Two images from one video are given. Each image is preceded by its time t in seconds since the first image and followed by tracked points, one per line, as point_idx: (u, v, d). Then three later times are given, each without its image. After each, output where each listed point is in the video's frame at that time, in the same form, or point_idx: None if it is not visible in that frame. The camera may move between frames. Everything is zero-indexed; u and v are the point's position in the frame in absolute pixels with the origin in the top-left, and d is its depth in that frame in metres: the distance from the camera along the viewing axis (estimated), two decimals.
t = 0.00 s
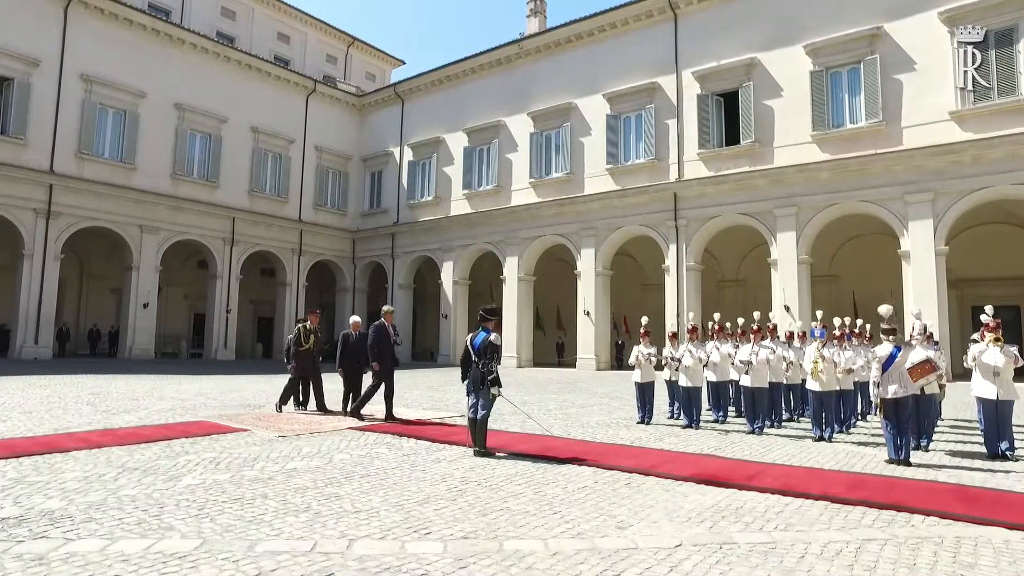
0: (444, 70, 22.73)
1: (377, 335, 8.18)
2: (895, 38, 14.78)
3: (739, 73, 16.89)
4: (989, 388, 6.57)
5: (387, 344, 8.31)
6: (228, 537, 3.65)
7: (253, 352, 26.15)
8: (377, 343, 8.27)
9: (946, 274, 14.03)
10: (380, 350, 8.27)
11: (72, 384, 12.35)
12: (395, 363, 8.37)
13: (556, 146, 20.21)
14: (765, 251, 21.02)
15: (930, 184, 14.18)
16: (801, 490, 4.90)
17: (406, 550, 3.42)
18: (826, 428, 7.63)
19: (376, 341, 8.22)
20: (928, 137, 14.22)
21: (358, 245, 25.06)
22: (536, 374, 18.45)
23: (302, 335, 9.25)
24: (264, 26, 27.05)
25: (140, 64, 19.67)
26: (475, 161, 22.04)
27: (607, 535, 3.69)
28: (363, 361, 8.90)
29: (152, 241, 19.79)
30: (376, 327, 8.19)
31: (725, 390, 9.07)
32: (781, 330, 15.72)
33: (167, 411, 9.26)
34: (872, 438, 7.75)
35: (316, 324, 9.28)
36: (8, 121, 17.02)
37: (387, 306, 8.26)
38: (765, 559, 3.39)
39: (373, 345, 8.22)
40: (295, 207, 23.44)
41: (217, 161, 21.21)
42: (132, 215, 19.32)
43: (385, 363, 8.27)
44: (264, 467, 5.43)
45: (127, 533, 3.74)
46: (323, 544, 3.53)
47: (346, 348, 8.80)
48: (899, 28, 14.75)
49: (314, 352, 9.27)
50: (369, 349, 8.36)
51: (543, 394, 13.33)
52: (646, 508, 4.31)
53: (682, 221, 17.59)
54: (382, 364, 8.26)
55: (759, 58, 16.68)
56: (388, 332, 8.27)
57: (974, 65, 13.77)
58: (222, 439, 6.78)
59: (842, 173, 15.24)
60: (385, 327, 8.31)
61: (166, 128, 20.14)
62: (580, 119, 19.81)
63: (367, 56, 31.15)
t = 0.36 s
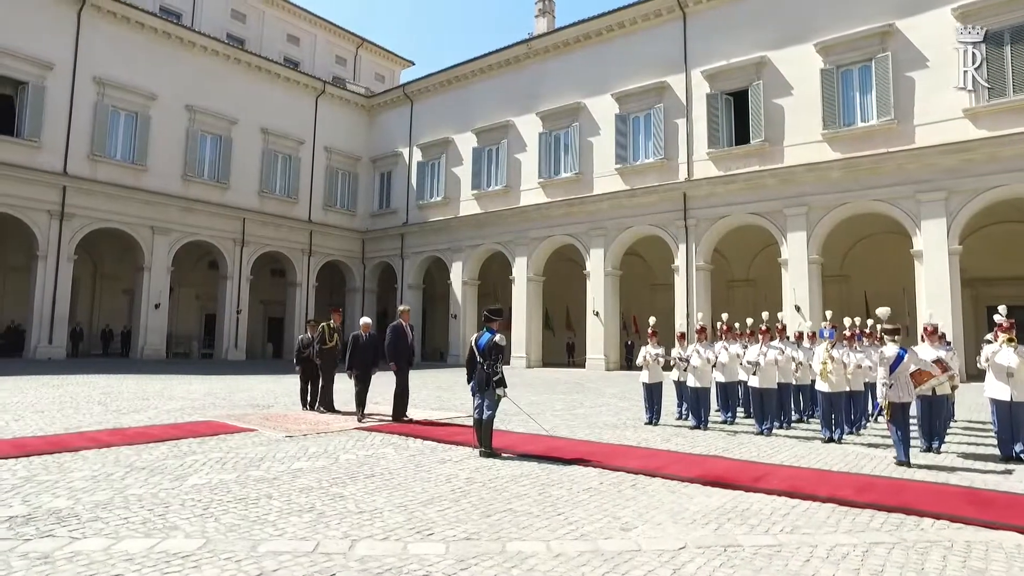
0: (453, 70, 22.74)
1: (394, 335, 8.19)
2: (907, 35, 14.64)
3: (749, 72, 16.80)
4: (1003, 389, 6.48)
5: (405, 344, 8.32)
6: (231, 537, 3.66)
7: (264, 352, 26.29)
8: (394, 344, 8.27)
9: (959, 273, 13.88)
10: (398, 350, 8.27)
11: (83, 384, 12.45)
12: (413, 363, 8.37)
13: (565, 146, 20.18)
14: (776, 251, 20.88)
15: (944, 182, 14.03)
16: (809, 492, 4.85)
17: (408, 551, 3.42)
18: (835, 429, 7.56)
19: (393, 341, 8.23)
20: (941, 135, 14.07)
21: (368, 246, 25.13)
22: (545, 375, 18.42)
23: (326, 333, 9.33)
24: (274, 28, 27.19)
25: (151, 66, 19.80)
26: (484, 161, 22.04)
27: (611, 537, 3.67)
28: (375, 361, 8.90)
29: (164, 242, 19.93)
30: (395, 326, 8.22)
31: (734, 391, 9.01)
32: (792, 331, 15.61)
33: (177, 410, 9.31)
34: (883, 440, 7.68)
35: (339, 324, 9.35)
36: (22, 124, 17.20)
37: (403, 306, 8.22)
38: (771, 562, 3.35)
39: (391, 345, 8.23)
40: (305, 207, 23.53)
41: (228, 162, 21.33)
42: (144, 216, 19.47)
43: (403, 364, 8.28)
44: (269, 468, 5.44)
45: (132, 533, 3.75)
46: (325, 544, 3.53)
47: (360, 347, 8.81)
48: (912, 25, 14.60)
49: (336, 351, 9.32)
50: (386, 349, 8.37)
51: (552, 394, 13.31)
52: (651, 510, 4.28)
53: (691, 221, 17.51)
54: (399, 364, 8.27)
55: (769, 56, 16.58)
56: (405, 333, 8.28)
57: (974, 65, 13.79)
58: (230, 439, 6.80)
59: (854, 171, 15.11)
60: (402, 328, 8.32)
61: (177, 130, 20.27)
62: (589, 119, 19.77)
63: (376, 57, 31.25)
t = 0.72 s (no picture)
0: (462, 71, 22.78)
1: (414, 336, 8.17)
2: (919, 32, 14.51)
3: (759, 70, 16.72)
4: (1017, 391, 6.40)
5: (424, 346, 8.30)
6: (236, 536, 3.67)
7: (274, 352, 26.43)
8: (412, 345, 8.25)
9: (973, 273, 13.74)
10: (416, 350, 8.25)
11: (95, 383, 12.57)
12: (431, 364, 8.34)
13: (574, 146, 20.15)
14: (787, 251, 20.74)
15: (957, 181, 13.90)
16: (816, 494, 4.80)
17: (411, 550, 3.42)
18: (845, 431, 7.44)
19: (412, 342, 8.20)
20: (955, 133, 13.94)
21: (378, 246, 25.20)
22: (554, 375, 18.39)
23: (343, 334, 9.34)
24: (285, 29, 27.34)
25: (162, 68, 19.94)
26: (493, 161, 22.05)
27: (614, 538, 3.66)
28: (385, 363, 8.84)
29: (175, 243, 20.08)
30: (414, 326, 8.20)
31: (742, 392, 8.97)
32: (803, 331, 15.51)
33: (186, 410, 9.37)
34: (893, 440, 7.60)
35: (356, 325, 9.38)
36: (36, 126, 17.38)
37: (421, 306, 8.11)
38: (776, 563, 3.32)
39: (410, 346, 8.21)
40: (315, 208, 23.64)
41: (239, 163, 21.47)
42: (156, 217, 19.62)
43: (422, 366, 8.26)
44: (276, 467, 5.47)
45: (138, 531, 3.78)
46: (329, 543, 3.54)
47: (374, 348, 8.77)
48: (924, 22, 14.47)
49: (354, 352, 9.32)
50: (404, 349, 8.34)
51: (561, 395, 13.29)
52: (656, 510, 4.26)
53: (701, 220, 17.44)
54: (418, 366, 8.25)
55: (779, 54, 16.49)
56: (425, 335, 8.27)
57: (974, 65, 13.77)
58: (238, 439, 6.84)
59: (865, 170, 15.00)
60: (421, 329, 8.29)
61: (188, 131, 20.42)
62: (598, 119, 19.73)
63: (385, 58, 31.34)
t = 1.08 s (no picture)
0: (466, 71, 22.80)
1: (428, 334, 8.13)
2: (924, 31, 14.46)
3: (764, 70, 16.69)
4: (1020, 391, 6.38)
5: (438, 344, 8.27)
6: (236, 535, 3.69)
7: (279, 352, 26.53)
8: (426, 343, 8.19)
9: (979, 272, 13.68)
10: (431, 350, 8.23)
11: (100, 383, 12.63)
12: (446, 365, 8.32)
13: (577, 146, 20.16)
14: (791, 250, 20.71)
15: (962, 180, 13.87)
16: (817, 494, 4.81)
17: (410, 550, 3.43)
18: (847, 431, 7.49)
19: (427, 340, 8.15)
20: (960, 132, 13.89)
21: (382, 246, 25.24)
22: (557, 376, 18.39)
23: (358, 336, 9.26)
24: (289, 30, 27.42)
25: (167, 69, 20.02)
26: (497, 161, 22.07)
27: (614, 537, 3.67)
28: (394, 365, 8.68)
29: (180, 243, 20.15)
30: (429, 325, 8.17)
31: (745, 393, 8.96)
32: (807, 331, 15.48)
33: (190, 410, 9.41)
34: (896, 441, 7.59)
35: (372, 327, 9.33)
36: (43, 128, 17.47)
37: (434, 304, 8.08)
38: (776, 564, 3.32)
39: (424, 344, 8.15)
40: (320, 208, 23.70)
41: (243, 164, 21.54)
42: (161, 218, 19.70)
43: (437, 364, 8.23)
44: (278, 467, 5.49)
45: (140, 529, 3.81)
46: (330, 542, 3.55)
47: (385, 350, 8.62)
48: (929, 20, 14.42)
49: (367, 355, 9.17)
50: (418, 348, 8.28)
51: (564, 395, 13.31)
52: (656, 510, 4.27)
53: (705, 220, 17.43)
54: (433, 365, 8.23)
55: (783, 54, 16.47)
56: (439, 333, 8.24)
57: (974, 65, 13.80)
58: (241, 438, 6.88)
59: (869, 170, 14.97)
60: (434, 327, 8.25)
61: (193, 132, 20.49)
62: (602, 119, 19.73)
63: (389, 58, 31.39)
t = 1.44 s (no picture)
0: (469, 71, 22.83)
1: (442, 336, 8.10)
2: (927, 31, 14.44)
3: (766, 70, 16.69)
4: (1021, 391, 6.39)
5: (451, 348, 8.23)
6: (240, 534, 3.73)
7: (282, 352, 26.60)
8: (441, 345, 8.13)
9: (983, 272, 13.66)
10: (445, 351, 8.17)
11: (104, 383, 12.69)
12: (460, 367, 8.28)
13: (580, 146, 20.19)
14: (793, 250, 20.70)
15: (965, 180, 13.86)
16: (817, 494, 4.83)
17: (412, 549, 3.46)
18: (849, 431, 7.52)
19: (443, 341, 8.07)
20: (963, 132, 13.87)
21: (385, 246, 25.28)
22: (560, 376, 18.41)
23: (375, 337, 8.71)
24: (292, 31, 27.49)
25: (170, 70, 20.09)
26: (499, 161, 22.10)
27: (614, 537, 3.69)
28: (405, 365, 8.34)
29: (183, 244, 20.22)
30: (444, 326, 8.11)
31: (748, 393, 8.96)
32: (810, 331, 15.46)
33: (193, 410, 9.45)
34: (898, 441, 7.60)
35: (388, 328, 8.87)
36: (47, 129, 17.55)
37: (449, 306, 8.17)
38: (775, 564, 3.33)
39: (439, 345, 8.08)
40: (323, 208, 23.75)
41: (246, 165, 21.60)
42: (164, 218, 19.77)
43: (452, 367, 8.16)
44: (281, 466, 5.52)
45: (145, 528, 3.84)
46: (332, 542, 3.58)
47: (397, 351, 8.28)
48: (932, 20, 14.41)
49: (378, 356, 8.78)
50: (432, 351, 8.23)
51: (566, 395, 13.32)
52: (656, 510, 4.29)
53: (708, 220, 17.43)
54: (447, 368, 8.16)
55: (786, 54, 16.47)
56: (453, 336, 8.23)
57: (974, 65, 13.83)
58: (244, 438, 6.92)
59: (872, 170, 14.96)
60: (449, 329, 8.24)
61: (196, 133, 20.56)
62: (605, 119, 19.74)
63: (392, 59, 31.42)
